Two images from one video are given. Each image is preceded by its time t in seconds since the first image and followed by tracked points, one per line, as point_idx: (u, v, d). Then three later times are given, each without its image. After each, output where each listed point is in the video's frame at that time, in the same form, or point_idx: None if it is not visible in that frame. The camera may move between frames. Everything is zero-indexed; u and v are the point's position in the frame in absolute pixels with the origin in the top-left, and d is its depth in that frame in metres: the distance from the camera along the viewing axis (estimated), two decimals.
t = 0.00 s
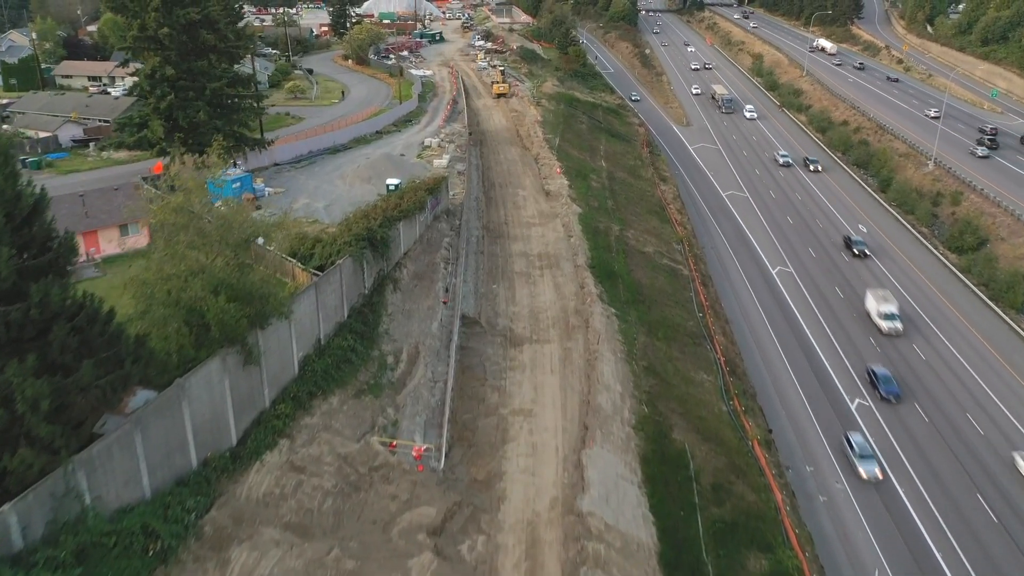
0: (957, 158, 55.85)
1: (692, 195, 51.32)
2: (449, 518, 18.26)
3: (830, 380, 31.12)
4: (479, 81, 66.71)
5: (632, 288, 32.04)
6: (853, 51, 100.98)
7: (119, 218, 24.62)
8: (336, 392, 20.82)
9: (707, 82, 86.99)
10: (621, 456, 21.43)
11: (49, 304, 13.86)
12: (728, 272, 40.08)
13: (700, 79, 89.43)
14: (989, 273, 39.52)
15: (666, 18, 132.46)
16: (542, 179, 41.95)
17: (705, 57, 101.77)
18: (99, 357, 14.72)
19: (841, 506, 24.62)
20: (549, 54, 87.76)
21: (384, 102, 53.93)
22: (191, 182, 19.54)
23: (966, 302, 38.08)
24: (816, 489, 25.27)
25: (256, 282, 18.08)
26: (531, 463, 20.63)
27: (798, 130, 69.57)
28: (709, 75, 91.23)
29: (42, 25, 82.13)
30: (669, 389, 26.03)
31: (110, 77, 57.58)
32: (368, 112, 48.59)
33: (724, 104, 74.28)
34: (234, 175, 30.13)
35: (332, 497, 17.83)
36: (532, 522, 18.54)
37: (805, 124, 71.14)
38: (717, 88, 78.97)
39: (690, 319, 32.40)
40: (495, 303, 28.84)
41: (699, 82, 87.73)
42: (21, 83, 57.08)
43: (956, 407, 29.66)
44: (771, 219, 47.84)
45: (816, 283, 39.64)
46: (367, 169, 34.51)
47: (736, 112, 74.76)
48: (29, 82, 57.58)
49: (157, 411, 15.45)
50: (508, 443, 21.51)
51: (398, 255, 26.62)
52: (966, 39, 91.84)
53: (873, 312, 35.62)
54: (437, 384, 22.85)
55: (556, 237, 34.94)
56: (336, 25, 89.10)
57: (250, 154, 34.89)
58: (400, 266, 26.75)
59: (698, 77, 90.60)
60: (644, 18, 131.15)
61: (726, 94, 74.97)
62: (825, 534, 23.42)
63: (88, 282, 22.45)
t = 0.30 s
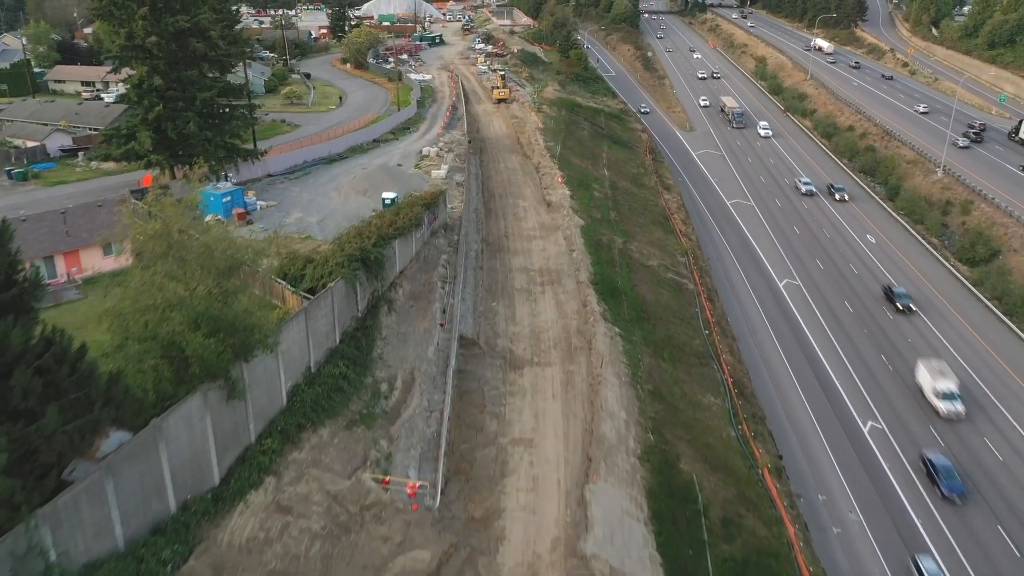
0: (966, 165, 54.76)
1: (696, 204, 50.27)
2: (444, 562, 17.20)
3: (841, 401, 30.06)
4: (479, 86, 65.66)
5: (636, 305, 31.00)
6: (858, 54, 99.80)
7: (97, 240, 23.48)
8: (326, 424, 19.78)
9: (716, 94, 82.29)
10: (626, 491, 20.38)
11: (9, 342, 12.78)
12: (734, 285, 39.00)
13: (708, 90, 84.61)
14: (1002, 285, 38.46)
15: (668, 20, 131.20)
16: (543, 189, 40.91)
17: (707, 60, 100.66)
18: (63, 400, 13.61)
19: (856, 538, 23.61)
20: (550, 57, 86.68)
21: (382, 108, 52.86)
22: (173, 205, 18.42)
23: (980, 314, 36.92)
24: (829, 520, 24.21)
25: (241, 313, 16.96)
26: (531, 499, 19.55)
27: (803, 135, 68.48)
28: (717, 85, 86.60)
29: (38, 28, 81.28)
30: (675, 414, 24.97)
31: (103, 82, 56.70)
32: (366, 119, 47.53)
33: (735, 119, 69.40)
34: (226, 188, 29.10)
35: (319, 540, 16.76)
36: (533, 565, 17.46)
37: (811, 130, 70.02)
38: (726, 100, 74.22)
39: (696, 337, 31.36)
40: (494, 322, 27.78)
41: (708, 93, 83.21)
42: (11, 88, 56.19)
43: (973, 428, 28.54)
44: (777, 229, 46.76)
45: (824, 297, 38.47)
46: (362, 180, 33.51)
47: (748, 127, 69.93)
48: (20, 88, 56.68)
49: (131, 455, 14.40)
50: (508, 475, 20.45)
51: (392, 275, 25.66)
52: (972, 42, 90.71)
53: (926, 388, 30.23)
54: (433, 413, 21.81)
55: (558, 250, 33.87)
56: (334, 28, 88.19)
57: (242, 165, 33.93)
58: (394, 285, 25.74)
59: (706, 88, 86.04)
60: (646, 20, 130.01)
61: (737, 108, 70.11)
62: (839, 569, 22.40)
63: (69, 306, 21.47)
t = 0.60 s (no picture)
0: (974, 171, 53.87)
1: (700, 213, 49.32)
2: None
3: (851, 422, 29.08)
4: (480, 90, 64.76)
5: (640, 322, 30.04)
6: (861, 57, 98.92)
7: (85, 259, 22.81)
8: (317, 456, 18.80)
9: (725, 106, 78.45)
10: (632, 525, 19.41)
11: None
12: (739, 298, 38.02)
13: (718, 102, 80.52)
14: (1014, 298, 37.53)
15: (670, 21, 130.12)
16: (544, 198, 39.96)
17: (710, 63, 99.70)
18: (32, 444, 12.53)
19: (870, 570, 22.65)
20: (551, 59, 85.73)
21: (380, 114, 51.97)
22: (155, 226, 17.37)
23: (992, 329, 35.94)
24: (842, 551, 23.24)
25: (226, 343, 15.99)
26: (532, 535, 18.54)
27: (807, 141, 67.56)
28: (725, 95, 82.96)
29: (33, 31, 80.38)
30: (682, 439, 24.00)
31: (97, 87, 55.85)
32: (364, 126, 46.67)
33: (747, 134, 65.12)
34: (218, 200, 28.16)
35: None
36: None
37: (815, 135, 69.06)
38: (737, 114, 70.20)
39: (702, 355, 30.41)
40: (494, 341, 26.82)
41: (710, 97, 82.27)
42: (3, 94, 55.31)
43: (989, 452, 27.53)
44: (783, 239, 45.75)
45: (832, 310, 37.45)
46: (359, 192, 32.64)
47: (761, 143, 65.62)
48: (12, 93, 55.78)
49: (105, 500, 13.29)
50: (507, 508, 19.45)
51: (387, 294, 24.75)
52: (978, 45, 89.72)
53: (997, 486, 24.86)
54: (429, 442, 20.82)
55: (559, 264, 32.92)
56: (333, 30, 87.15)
57: (235, 176, 33.02)
58: (390, 304, 24.83)
59: (714, 100, 82.32)
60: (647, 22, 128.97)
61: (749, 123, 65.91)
62: None
63: (49, 330, 20.51)
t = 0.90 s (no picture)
0: (983, 179, 52.83)
1: (705, 223, 48.18)
2: None
3: (864, 446, 28.00)
4: (480, 95, 63.73)
5: (645, 341, 28.99)
6: (865, 59, 98.06)
7: (63, 281, 21.96)
8: (305, 495, 17.70)
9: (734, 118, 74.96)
10: (638, 567, 18.34)
11: None
12: (746, 313, 36.91)
13: (723, 109, 78.68)
14: None
15: (672, 23, 128.95)
16: (545, 209, 38.91)
17: (713, 65, 98.56)
18: None
19: None
20: (552, 62, 84.66)
21: (377, 121, 50.88)
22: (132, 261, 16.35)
23: (1007, 345, 34.83)
24: None
25: (204, 380, 14.90)
26: None
27: (812, 146, 66.43)
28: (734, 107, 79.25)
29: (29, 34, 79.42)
30: (689, 468, 22.94)
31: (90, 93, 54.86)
32: (360, 133, 45.62)
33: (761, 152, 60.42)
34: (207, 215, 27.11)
35: None
36: None
37: (820, 140, 67.92)
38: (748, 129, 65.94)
39: (708, 376, 29.36)
40: (492, 363, 25.77)
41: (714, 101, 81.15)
42: None
43: (1008, 480, 26.45)
44: (790, 250, 44.62)
45: (842, 325, 36.35)
46: (354, 204, 31.60)
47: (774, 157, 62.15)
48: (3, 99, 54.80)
49: (71, 556, 12.02)
50: (506, 549, 18.37)
51: (381, 317, 23.75)
52: (984, 49, 88.47)
53: None
54: (424, 478, 19.75)
55: (560, 279, 31.86)
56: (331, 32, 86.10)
57: (225, 189, 31.96)
58: (384, 327, 23.83)
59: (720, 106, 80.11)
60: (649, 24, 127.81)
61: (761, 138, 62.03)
62: None
63: (24, 358, 19.51)
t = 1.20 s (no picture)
0: (993, 187, 51.76)
1: (710, 233, 47.04)
2: None
3: (877, 472, 26.94)
4: (480, 100, 62.71)
5: (650, 362, 27.93)
6: (867, 62, 97.23)
7: (40, 303, 20.97)
8: (291, 539, 16.63)
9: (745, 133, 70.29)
10: None
11: None
12: (753, 329, 35.79)
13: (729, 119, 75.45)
14: None
15: (674, 26, 127.67)
16: (545, 220, 37.85)
17: (716, 69, 97.35)
18: None
19: None
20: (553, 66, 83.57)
21: (374, 128, 49.78)
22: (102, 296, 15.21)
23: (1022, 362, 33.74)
24: None
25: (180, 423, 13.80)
26: None
27: (818, 152, 65.28)
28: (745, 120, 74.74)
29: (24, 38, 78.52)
30: (697, 500, 21.87)
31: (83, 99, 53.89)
32: (357, 141, 44.61)
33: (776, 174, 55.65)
34: (195, 232, 26.07)
35: None
36: None
37: (826, 146, 66.70)
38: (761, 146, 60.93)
39: (715, 398, 28.29)
40: (491, 387, 24.71)
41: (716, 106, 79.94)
42: None
43: None
44: (797, 262, 43.47)
45: (852, 341, 35.25)
46: (349, 218, 30.54)
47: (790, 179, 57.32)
48: None
49: None
50: None
51: (374, 341, 22.75)
52: (990, 52, 87.18)
53: None
54: (418, 517, 18.70)
55: (562, 295, 30.79)
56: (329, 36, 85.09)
57: (216, 202, 30.91)
58: (377, 352, 22.80)
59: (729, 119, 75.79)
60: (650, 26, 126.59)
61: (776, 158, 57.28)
62: None
63: None
